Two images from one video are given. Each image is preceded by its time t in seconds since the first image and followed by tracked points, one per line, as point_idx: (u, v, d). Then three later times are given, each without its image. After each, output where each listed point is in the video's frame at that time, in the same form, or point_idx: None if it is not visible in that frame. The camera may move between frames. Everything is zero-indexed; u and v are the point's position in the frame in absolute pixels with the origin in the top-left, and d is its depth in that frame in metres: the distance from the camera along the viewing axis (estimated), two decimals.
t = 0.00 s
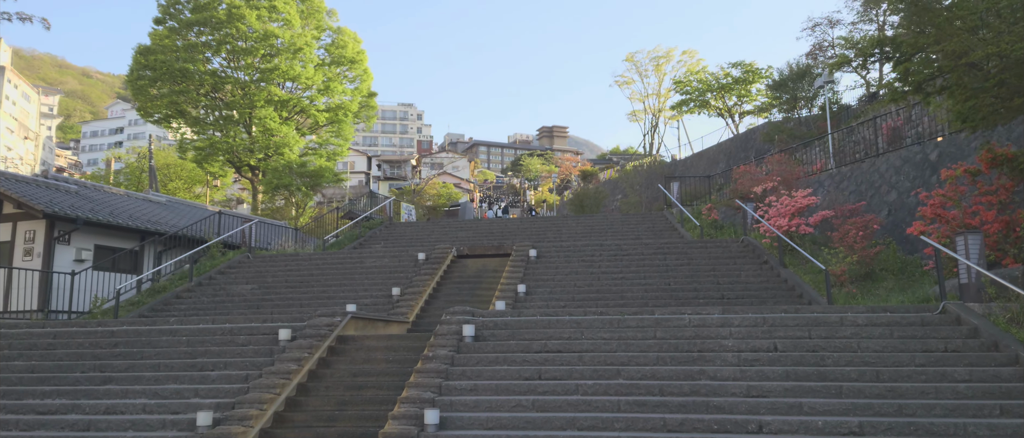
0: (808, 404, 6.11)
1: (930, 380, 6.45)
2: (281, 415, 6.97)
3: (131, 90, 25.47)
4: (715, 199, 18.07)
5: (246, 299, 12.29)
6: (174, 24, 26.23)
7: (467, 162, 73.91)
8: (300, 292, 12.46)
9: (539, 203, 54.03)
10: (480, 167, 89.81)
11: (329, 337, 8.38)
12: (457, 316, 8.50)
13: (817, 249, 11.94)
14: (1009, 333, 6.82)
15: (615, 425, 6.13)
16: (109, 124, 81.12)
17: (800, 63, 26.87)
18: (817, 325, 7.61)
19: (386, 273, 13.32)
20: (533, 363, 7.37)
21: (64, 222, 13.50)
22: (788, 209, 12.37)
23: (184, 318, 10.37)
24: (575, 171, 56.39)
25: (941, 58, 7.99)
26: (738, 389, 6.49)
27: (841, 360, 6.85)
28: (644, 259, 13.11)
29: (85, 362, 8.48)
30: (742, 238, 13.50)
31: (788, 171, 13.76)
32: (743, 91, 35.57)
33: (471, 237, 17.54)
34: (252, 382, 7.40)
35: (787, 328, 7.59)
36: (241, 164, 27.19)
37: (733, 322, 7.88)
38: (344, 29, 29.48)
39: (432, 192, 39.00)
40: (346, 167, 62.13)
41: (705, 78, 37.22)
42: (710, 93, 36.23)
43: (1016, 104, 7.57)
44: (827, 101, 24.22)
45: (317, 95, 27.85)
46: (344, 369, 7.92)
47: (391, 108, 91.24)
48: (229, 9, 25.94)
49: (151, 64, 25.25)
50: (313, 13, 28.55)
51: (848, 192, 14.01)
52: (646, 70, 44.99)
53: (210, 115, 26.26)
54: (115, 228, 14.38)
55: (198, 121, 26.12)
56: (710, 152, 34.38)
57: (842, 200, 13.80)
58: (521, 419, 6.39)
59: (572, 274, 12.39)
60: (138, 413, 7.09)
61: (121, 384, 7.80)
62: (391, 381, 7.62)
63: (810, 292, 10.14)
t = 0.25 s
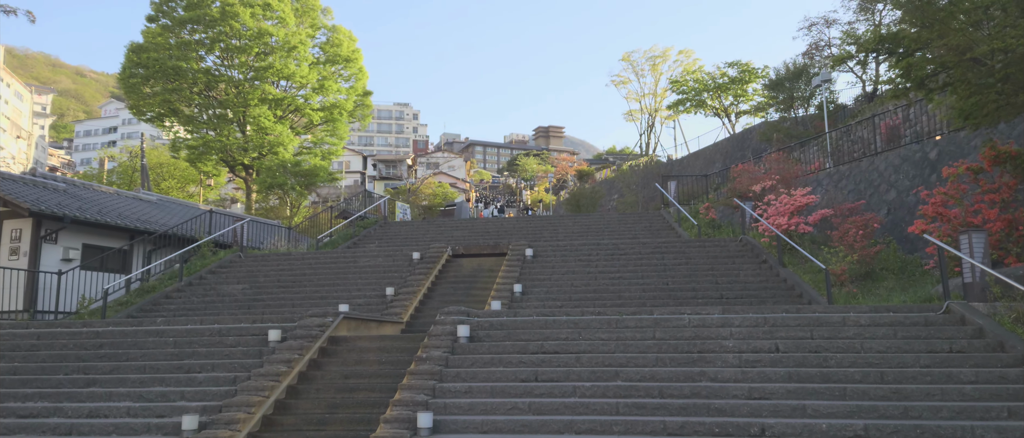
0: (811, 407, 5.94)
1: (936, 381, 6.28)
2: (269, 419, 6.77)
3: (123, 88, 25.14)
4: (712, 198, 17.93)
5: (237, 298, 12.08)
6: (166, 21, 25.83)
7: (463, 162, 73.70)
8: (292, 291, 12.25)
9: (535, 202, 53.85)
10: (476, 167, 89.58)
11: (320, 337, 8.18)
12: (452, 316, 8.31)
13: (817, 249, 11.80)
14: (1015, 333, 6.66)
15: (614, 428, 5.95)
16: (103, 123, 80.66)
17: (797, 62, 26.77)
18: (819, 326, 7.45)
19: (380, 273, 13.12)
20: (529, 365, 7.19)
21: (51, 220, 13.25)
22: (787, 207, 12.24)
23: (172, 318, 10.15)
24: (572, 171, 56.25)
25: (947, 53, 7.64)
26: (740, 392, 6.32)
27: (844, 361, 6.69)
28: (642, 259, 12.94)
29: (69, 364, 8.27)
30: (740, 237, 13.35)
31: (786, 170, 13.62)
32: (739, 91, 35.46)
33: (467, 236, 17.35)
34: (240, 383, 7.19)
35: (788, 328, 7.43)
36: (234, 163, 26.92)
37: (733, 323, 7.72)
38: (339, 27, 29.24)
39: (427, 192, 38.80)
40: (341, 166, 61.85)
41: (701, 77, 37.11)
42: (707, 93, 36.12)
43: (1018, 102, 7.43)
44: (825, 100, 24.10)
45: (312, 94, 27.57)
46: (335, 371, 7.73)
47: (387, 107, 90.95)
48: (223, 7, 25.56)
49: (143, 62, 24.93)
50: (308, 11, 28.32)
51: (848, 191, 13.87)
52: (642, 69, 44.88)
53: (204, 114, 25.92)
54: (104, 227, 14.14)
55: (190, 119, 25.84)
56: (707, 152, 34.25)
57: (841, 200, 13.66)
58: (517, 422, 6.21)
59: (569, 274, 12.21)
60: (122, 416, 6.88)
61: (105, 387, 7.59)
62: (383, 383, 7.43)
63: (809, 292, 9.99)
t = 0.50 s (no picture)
0: (811, 410, 5.80)
1: (937, 384, 6.15)
2: (254, 422, 6.58)
3: (113, 86, 24.84)
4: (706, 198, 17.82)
5: (224, 298, 11.86)
6: (157, 18, 25.48)
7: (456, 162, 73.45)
8: (281, 291, 12.05)
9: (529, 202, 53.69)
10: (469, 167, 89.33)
11: (308, 338, 7.99)
12: (443, 317, 8.13)
13: (813, 249, 11.69)
14: (1017, 335, 6.55)
15: (609, 433, 5.78)
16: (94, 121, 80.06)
17: (791, 62, 26.70)
18: (817, 327, 7.32)
19: (370, 272, 12.92)
20: (522, 368, 7.02)
21: (34, 218, 13.00)
22: (783, 207, 12.13)
23: (157, 318, 9.93)
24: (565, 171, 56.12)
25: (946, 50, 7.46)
26: (737, 395, 6.17)
27: (843, 363, 6.55)
28: (636, 259, 12.80)
29: (49, 365, 8.05)
30: (735, 237, 13.22)
31: (782, 169, 13.51)
32: (733, 91, 35.39)
33: (460, 236, 17.17)
34: (224, 386, 6.99)
35: (786, 329, 7.29)
36: (226, 162, 26.61)
37: (730, 324, 7.58)
38: (332, 25, 28.95)
39: (420, 191, 38.58)
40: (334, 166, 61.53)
41: (695, 77, 37.03)
42: (700, 93, 36.04)
43: (1017, 103, 7.36)
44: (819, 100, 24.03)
45: (305, 92, 27.26)
46: (323, 373, 7.54)
47: (380, 107, 90.61)
48: (214, 4, 25.24)
49: (133, 59, 24.62)
50: (300, 9, 28.02)
51: (844, 191, 13.75)
52: (636, 69, 44.79)
53: (194, 112, 25.65)
54: (89, 225, 13.90)
55: (181, 116, 25.55)
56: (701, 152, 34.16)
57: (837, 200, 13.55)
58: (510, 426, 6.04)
59: (562, 274, 12.06)
60: (102, 419, 6.67)
61: (85, 389, 7.38)
62: (372, 385, 7.25)
63: (806, 293, 9.86)
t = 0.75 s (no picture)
0: (809, 411, 5.65)
1: (938, 384, 6.01)
2: (237, 424, 6.38)
3: (101, 83, 24.49)
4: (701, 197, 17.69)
5: (211, 297, 11.64)
6: (147, 15, 25.14)
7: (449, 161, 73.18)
8: (270, 289, 11.83)
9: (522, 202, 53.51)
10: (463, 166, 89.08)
11: (294, 337, 7.79)
12: (434, 316, 7.94)
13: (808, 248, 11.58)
14: (1018, 334, 6.42)
15: (602, 434, 5.62)
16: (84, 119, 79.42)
17: (785, 61, 26.63)
18: (815, 326, 7.19)
19: (360, 271, 12.71)
20: (513, 368, 6.85)
21: (17, 215, 12.74)
22: (778, 205, 12.02)
23: (140, 317, 9.70)
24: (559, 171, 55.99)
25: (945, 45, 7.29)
26: (734, 395, 6.02)
27: (841, 362, 6.41)
28: (630, 257, 12.65)
29: (27, 365, 7.83)
30: (730, 235, 13.09)
31: (777, 167, 13.40)
32: (727, 91, 35.31)
33: (452, 234, 16.99)
34: (207, 386, 6.79)
35: (783, 328, 7.15)
36: (216, 160, 26.26)
37: (726, 323, 7.43)
38: (324, 23, 28.60)
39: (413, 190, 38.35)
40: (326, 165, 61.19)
41: (688, 77, 36.95)
42: (694, 93, 35.97)
43: (1017, 97, 7.24)
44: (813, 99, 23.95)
45: (296, 91, 26.93)
46: (309, 373, 7.34)
47: (373, 106, 90.25)
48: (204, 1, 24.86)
49: (122, 57, 24.27)
50: (292, 6, 27.67)
51: (838, 190, 13.63)
52: (629, 69, 44.69)
53: (184, 109, 25.35)
54: (73, 222, 13.65)
55: (171, 114, 25.22)
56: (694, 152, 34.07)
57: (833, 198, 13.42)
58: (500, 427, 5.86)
59: (555, 272, 11.90)
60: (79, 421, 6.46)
61: (64, 389, 7.16)
62: (360, 385, 7.05)
63: (801, 291, 9.72)
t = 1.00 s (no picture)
0: (808, 415, 5.49)
1: (939, 387, 5.87)
2: (218, 428, 6.18)
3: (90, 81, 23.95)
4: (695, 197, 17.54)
5: (196, 297, 11.41)
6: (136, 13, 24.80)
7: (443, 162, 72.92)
8: (257, 290, 11.61)
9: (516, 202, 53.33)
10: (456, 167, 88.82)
11: (279, 339, 7.58)
12: (423, 317, 7.75)
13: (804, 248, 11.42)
14: (1020, 336, 6.28)
15: None
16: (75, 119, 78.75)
17: (779, 60, 26.52)
18: (812, 327, 7.03)
19: (350, 271, 12.50)
20: (504, 370, 6.66)
21: None
22: (773, 205, 11.88)
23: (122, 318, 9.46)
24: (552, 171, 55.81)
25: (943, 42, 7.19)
26: (730, 398, 5.85)
27: (840, 364, 6.26)
28: (624, 257, 12.49)
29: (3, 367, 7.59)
30: (725, 235, 12.94)
31: (772, 167, 13.26)
32: (721, 91, 35.22)
33: (444, 234, 16.79)
34: (188, 389, 6.58)
35: (780, 330, 6.99)
36: (207, 159, 25.84)
37: (721, 324, 7.27)
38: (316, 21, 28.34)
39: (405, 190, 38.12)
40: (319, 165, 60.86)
41: (682, 77, 36.85)
42: (688, 93, 35.88)
43: (1017, 93, 7.14)
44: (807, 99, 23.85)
45: (288, 89, 26.67)
46: (294, 375, 7.14)
47: (366, 106, 89.90)
48: None
49: (111, 55, 23.84)
50: (284, 4, 27.40)
51: (834, 190, 13.50)
52: (623, 69, 44.57)
53: (175, 109, 24.97)
54: (57, 221, 13.38)
55: (160, 112, 24.81)
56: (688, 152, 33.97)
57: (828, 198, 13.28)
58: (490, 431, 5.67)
59: (548, 273, 11.72)
60: (54, 425, 6.23)
61: (39, 392, 6.94)
62: (346, 388, 6.86)
63: (798, 292, 9.57)
